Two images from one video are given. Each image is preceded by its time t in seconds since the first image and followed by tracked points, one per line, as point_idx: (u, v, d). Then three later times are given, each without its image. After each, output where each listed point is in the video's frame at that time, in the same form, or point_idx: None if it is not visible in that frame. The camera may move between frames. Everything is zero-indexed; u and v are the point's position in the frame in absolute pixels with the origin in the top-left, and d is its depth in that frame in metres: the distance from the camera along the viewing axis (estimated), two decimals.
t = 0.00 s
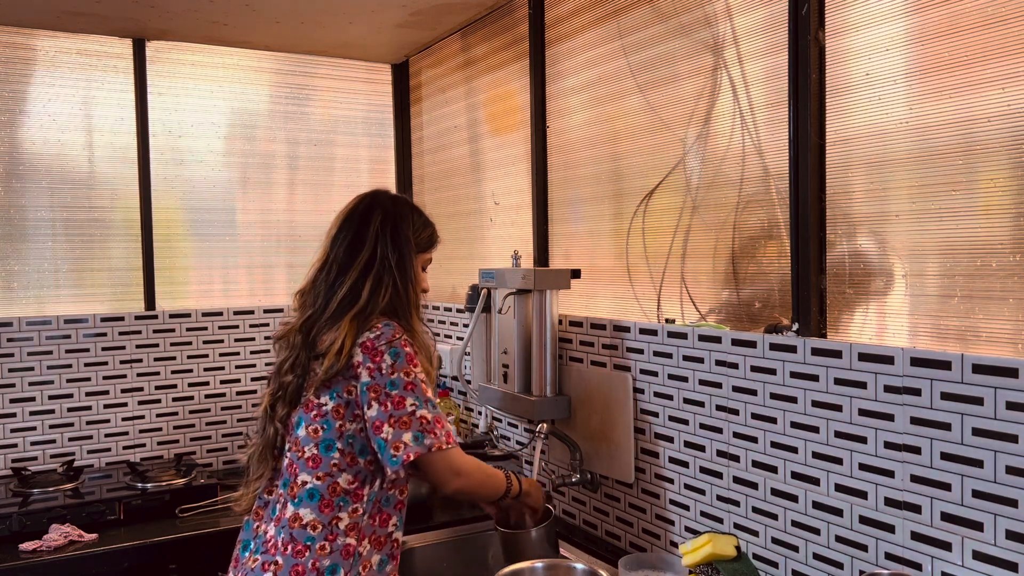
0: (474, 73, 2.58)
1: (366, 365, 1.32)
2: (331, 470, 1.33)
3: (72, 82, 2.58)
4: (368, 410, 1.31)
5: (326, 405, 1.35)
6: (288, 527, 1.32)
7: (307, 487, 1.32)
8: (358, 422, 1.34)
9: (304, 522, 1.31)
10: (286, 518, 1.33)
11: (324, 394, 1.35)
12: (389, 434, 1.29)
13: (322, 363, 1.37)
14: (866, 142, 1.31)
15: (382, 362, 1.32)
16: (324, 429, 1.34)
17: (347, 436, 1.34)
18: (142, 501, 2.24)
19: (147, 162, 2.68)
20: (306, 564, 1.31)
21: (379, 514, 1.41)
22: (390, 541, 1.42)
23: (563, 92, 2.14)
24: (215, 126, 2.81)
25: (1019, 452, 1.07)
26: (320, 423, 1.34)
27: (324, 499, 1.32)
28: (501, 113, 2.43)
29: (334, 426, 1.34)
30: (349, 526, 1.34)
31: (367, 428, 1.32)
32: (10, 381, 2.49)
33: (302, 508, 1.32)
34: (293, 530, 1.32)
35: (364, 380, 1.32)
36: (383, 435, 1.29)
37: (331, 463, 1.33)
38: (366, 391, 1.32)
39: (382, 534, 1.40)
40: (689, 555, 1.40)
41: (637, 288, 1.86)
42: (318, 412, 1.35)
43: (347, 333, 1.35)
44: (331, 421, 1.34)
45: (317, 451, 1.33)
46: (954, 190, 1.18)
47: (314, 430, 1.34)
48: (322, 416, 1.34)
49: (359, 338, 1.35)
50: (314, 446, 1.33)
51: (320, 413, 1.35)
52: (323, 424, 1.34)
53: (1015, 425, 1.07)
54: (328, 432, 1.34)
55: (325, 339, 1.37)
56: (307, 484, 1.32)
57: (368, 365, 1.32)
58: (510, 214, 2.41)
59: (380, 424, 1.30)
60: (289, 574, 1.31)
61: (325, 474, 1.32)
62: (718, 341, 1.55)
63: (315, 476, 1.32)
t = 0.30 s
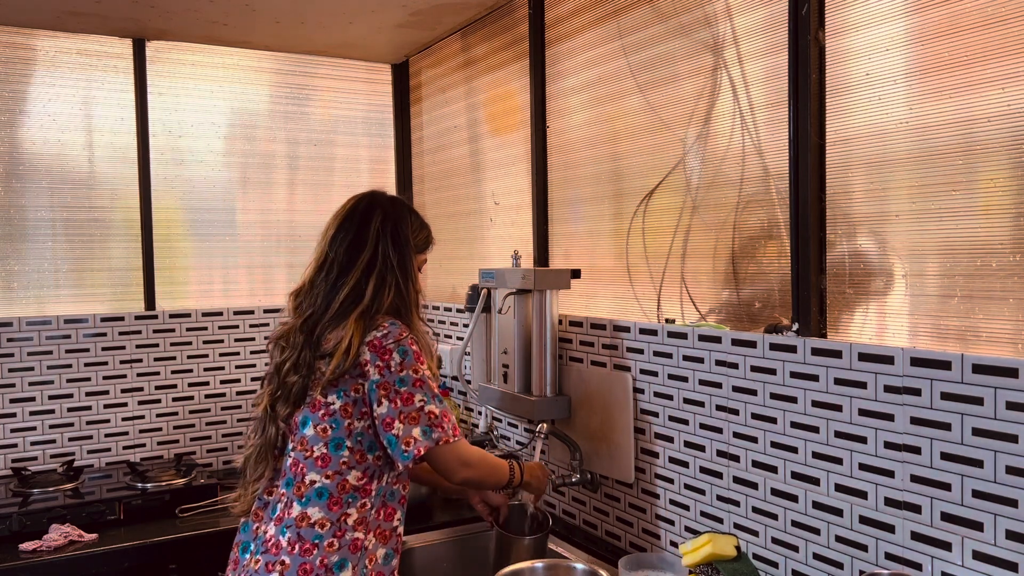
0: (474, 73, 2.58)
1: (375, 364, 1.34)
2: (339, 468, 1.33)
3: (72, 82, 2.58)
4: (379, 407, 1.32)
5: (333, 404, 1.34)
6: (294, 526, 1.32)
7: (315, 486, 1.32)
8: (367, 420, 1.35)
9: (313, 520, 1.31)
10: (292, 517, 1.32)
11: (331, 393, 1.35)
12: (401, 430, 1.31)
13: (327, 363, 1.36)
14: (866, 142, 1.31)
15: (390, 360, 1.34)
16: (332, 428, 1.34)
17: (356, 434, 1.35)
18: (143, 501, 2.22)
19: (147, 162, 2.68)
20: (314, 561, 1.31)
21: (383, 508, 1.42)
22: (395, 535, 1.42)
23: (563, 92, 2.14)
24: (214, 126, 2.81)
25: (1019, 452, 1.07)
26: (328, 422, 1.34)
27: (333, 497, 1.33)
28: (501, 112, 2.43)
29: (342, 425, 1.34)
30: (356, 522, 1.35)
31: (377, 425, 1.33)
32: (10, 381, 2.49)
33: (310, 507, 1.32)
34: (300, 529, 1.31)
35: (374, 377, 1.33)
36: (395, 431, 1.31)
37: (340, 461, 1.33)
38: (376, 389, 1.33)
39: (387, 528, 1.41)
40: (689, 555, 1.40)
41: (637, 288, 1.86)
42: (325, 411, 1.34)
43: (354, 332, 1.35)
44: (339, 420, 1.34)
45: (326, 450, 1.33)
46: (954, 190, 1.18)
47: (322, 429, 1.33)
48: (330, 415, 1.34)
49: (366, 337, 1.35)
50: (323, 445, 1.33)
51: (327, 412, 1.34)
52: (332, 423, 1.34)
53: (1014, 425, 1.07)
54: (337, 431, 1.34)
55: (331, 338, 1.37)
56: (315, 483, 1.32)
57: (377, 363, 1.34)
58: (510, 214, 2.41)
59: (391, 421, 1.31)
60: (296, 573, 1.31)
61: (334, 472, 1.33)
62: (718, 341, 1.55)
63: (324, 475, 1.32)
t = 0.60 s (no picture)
0: (474, 73, 2.58)
1: (372, 363, 1.33)
2: (339, 467, 1.33)
3: (72, 82, 2.58)
4: (377, 406, 1.32)
5: (332, 404, 1.34)
6: (295, 526, 1.32)
7: (315, 486, 1.32)
8: (366, 418, 1.35)
9: (313, 520, 1.31)
10: (293, 517, 1.32)
11: (329, 393, 1.35)
12: (400, 428, 1.31)
13: (325, 362, 1.36)
14: (866, 142, 1.31)
15: (388, 359, 1.34)
16: (331, 428, 1.34)
17: (355, 433, 1.35)
18: (143, 501, 2.24)
19: (147, 162, 2.68)
20: (315, 561, 1.31)
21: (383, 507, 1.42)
22: (395, 534, 1.43)
23: (563, 92, 2.14)
24: (214, 126, 2.81)
25: (1019, 453, 1.07)
26: (326, 422, 1.34)
27: (333, 496, 1.33)
28: (501, 112, 2.43)
29: (341, 425, 1.34)
30: (357, 520, 1.35)
31: (377, 424, 1.33)
32: (10, 381, 2.49)
33: (311, 506, 1.32)
34: (301, 529, 1.31)
35: (371, 377, 1.33)
36: (394, 429, 1.31)
37: (340, 460, 1.33)
38: (374, 388, 1.33)
39: (387, 526, 1.41)
40: (689, 555, 1.40)
41: (637, 288, 1.86)
42: (323, 411, 1.34)
43: (351, 331, 1.35)
44: (338, 420, 1.34)
45: (325, 450, 1.33)
46: (954, 190, 1.18)
47: (321, 429, 1.33)
48: (328, 415, 1.34)
49: (362, 337, 1.35)
50: (322, 444, 1.33)
51: (326, 411, 1.34)
52: (331, 422, 1.34)
53: (1014, 425, 1.07)
54: (336, 431, 1.34)
55: (328, 338, 1.37)
56: (315, 483, 1.32)
57: (374, 362, 1.33)
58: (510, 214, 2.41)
59: (390, 419, 1.31)
60: (297, 573, 1.31)
61: (333, 472, 1.33)
62: (718, 341, 1.55)
63: (324, 475, 1.32)
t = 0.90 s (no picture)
0: (474, 73, 2.58)
1: (368, 363, 1.33)
2: (336, 467, 1.33)
3: (72, 82, 2.58)
4: (374, 407, 1.32)
5: (329, 404, 1.35)
6: (292, 526, 1.32)
7: (312, 486, 1.32)
8: (364, 419, 1.34)
9: (310, 520, 1.31)
10: (290, 517, 1.32)
11: (326, 393, 1.35)
12: (397, 429, 1.31)
13: (323, 362, 1.36)
14: (866, 142, 1.31)
15: (385, 359, 1.33)
16: (328, 428, 1.34)
17: (352, 433, 1.35)
18: (143, 501, 2.23)
19: (147, 162, 2.68)
20: (312, 561, 1.31)
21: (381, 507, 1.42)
22: (394, 534, 1.43)
23: (563, 92, 2.14)
24: (215, 126, 2.81)
25: (1019, 452, 1.07)
26: (324, 422, 1.34)
27: (330, 496, 1.33)
28: (501, 112, 2.43)
29: (338, 425, 1.34)
30: (355, 520, 1.35)
31: (373, 424, 1.33)
32: (10, 381, 2.49)
33: (307, 506, 1.32)
34: (298, 529, 1.31)
35: (367, 377, 1.33)
36: (391, 430, 1.31)
37: (337, 460, 1.33)
38: (371, 388, 1.32)
39: (385, 527, 1.41)
40: (689, 555, 1.40)
41: (637, 288, 1.86)
42: (321, 411, 1.34)
43: (348, 331, 1.35)
44: (335, 420, 1.34)
45: (323, 450, 1.33)
46: (954, 190, 1.18)
47: (318, 429, 1.33)
48: (326, 415, 1.34)
49: (359, 337, 1.35)
50: (319, 445, 1.33)
51: (323, 412, 1.34)
52: (328, 423, 1.34)
53: (1015, 425, 1.07)
54: (333, 431, 1.34)
55: (325, 338, 1.37)
56: (312, 483, 1.32)
57: (371, 363, 1.33)
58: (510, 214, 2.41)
59: (387, 420, 1.31)
60: (294, 573, 1.30)
61: (331, 472, 1.33)
62: (718, 341, 1.55)
63: (321, 475, 1.32)
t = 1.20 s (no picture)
0: (474, 73, 2.58)
1: (381, 366, 1.34)
2: (343, 468, 1.33)
3: (72, 82, 2.58)
4: (387, 407, 1.33)
5: (338, 406, 1.34)
6: (295, 526, 1.32)
7: (318, 487, 1.32)
8: (374, 419, 1.35)
9: (314, 520, 1.32)
10: (293, 517, 1.32)
11: (335, 395, 1.34)
12: (413, 427, 1.32)
13: (331, 365, 1.36)
14: (866, 142, 1.31)
15: (397, 362, 1.35)
16: (337, 429, 1.34)
17: (361, 434, 1.35)
18: (143, 501, 2.24)
19: (147, 162, 2.68)
20: (314, 561, 1.31)
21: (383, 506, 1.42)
22: (395, 533, 1.43)
23: (563, 92, 2.14)
24: (215, 126, 2.81)
25: (1019, 452, 1.07)
26: (333, 424, 1.34)
27: (335, 497, 1.33)
28: (501, 112, 2.43)
29: (347, 426, 1.34)
30: (358, 519, 1.35)
31: (386, 424, 1.34)
32: (10, 381, 2.49)
33: (312, 507, 1.32)
34: (301, 529, 1.31)
35: (380, 379, 1.34)
36: (406, 428, 1.32)
37: (344, 461, 1.33)
38: (383, 389, 1.34)
39: (387, 526, 1.41)
40: (690, 555, 1.40)
41: (637, 288, 1.86)
42: (329, 412, 1.34)
43: (358, 334, 1.35)
44: (343, 422, 1.34)
45: (331, 451, 1.33)
46: (954, 190, 1.18)
47: (328, 431, 1.33)
48: (334, 417, 1.34)
49: (370, 340, 1.36)
50: (327, 446, 1.33)
51: (332, 413, 1.34)
52: (337, 424, 1.34)
53: (1015, 425, 1.07)
54: (341, 433, 1.34)
55: (334, 341, 1.37)
56: (318, 484, 1.32)
57: (383, 365, 1.34)
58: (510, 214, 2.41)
59: (401, 419, 1.33)
60: (296, 573, 1.30)
61: (337, 473, 1.33)
62: (718, 341, 1.55)
63: (327, 476, 1.32)
